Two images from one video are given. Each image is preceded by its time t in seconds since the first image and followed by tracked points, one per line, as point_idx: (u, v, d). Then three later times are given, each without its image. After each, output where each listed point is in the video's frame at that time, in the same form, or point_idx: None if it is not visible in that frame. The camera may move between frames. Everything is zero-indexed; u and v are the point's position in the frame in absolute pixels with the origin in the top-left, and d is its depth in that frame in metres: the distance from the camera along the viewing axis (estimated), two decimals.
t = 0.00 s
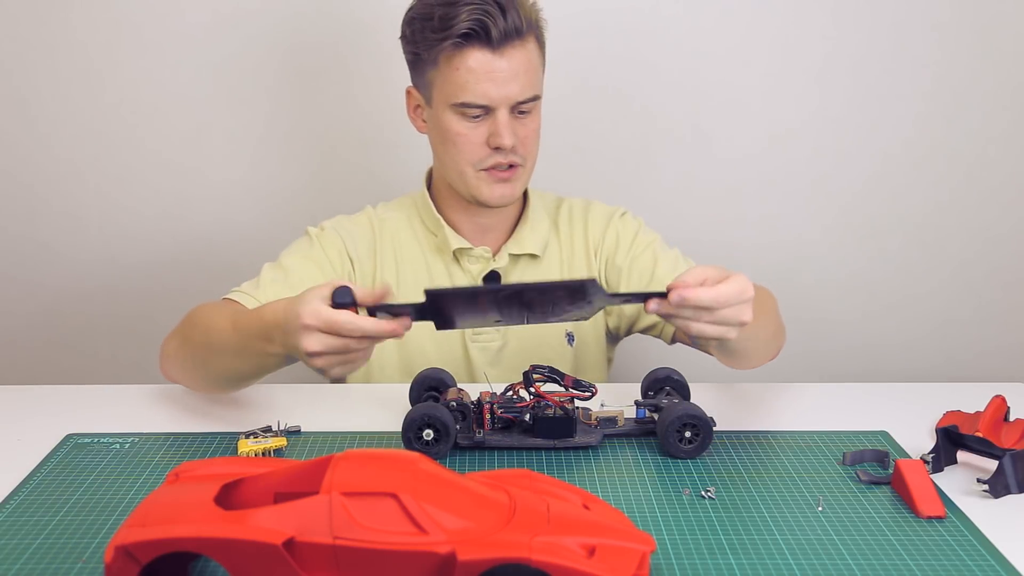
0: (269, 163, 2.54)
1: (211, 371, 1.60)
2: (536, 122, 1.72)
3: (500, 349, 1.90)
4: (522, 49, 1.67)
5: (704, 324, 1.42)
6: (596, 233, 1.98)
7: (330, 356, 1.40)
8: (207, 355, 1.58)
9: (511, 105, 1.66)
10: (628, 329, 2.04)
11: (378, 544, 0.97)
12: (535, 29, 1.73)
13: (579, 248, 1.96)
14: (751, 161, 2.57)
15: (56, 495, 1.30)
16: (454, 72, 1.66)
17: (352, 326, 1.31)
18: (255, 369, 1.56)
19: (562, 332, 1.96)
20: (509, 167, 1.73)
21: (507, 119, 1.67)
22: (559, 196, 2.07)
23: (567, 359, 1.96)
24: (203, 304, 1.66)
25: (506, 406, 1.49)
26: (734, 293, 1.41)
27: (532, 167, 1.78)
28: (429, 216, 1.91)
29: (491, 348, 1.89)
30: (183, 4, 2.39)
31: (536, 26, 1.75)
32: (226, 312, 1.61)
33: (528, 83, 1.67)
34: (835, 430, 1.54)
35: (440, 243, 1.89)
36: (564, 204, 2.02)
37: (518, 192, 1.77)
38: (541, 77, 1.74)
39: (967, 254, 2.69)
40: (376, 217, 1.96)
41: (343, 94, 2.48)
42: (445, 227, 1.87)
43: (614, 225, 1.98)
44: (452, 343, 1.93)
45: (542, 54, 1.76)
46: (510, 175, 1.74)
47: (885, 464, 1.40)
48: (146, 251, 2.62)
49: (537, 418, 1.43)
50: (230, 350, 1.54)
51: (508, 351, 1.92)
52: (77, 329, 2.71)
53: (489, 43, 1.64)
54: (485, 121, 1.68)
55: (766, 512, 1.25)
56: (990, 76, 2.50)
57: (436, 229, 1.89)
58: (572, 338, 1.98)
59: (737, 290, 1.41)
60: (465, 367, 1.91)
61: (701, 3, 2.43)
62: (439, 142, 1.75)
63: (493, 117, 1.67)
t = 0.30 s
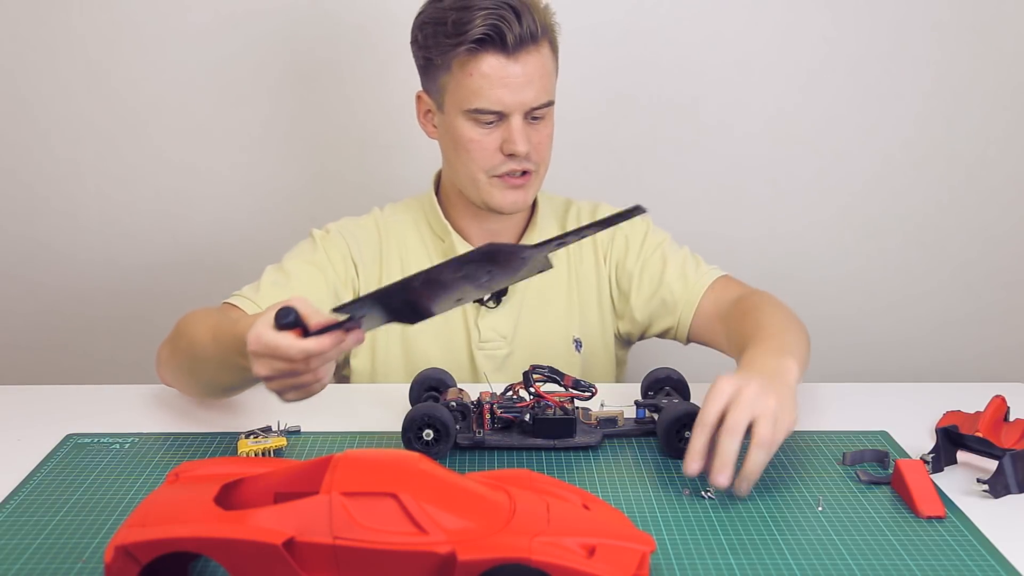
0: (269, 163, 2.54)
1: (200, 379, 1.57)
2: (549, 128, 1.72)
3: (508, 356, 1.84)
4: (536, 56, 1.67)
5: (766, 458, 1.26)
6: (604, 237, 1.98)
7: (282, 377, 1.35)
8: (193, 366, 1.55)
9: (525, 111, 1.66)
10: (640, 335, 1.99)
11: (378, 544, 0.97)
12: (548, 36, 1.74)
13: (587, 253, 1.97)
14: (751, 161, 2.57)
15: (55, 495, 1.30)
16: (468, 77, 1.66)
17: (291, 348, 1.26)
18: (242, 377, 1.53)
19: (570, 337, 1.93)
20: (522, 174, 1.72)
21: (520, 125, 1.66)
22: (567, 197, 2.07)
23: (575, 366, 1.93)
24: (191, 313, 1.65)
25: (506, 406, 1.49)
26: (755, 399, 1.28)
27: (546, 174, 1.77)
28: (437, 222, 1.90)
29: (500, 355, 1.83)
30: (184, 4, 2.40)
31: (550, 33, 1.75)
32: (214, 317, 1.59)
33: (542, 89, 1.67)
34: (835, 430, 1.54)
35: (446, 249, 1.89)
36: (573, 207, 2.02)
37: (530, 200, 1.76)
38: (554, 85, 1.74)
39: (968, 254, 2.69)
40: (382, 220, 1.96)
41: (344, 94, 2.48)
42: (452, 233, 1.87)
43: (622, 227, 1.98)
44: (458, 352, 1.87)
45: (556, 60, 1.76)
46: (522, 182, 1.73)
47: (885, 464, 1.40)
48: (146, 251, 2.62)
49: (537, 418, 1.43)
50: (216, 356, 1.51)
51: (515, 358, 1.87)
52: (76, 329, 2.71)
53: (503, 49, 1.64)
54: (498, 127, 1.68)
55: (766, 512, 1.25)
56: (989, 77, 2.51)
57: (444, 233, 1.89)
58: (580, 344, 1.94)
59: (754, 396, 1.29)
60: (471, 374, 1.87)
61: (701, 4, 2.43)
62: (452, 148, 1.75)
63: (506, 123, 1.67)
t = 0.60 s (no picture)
0: (269, 163, 2.54)
1: (201, 397, 1.55)
2: (550, 136, 1.71)
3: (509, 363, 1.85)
4: (537, 63, 1.67)
5: (743, 463, 1.28)
6: (608, 241, 1.97)
7: (296, 421, 1.36)
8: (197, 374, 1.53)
9: (525, 118, 1.66)
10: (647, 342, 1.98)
11: (377, 544, 0.97)
12: (553, 42, 1.73)
13: (591, 259, 1.96)
14: (752, 161, 2.57)
15: (55, 495, 1.30)
16: (469, 83, 1.67)
17: (317, 387, 1.28)
18: (249, 405, 1.51)
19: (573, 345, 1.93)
20: (521, 182, 1.72)
21: (520, 132, 1.66)
22: (570, 202, 2.06)
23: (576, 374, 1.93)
24: (203, 325, 1.64)
25: (506, 406, 1.50)
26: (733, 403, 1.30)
27: (546, 182, 1.76)
28: (442, 226, 1.90)
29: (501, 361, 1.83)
30: (184, 4, 2.40)
31: (554, 39, 1.74)
32: (227, 336, 1.58)
33: (543, 97, 1.66)
34: (835, 430, 1.54)
35: (451, 254, 1.89)
36: (576, 212, 2.02)
37: (530, 208, 1.76)
38: (558, 92, 1.74)
39: (968, 254, 2.69)
40: (386, 223, 1.95)
41: (344, 93, 2.49)
42: (455, 238, 1.87)
43: (625, 231, 1.97)
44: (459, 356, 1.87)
45: (560, 68, 1.75)
46: (522, 190, 1.73)
47: (885, 465, 1.40)
48: (146, 251, 2.62)
49: (537, 418, 1.44)
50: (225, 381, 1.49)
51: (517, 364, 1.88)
52: (75, 329, 2.71)
53: (504, 55, 1.64)
54: (498, 134, 1.68)
55: (766, 512, 1.25)
56: (989, 77, 2.51)
57: (448, 238, 1.89)
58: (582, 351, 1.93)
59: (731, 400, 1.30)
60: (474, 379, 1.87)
61: (700, 3, 2.43)
62: (452, 154, 1.75)
63: (507, 130, 1.67)
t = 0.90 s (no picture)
0: (269, 163, 2.54)
1: (207, 395, 1.56)
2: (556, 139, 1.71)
3: (509, 364, 1.84)
4: (543, 67, 1.66)
5: (801, 456, 1.31)
6: (610, 242, 1.97)
7: (324, 435, 1.36)
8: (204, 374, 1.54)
9: (531, 122, 1.66)
10: (655, 342, 1.99)
11: (377, 544, 0.97)
12: (557, 46, 1.73)
13: (593, 259, 1.96)
14: (752, 161, 2.57)
15: (56, 495, 1.30)
16: (475, 88, 1.66)
17: (357, 404, 1.29)
18: (256, 408, 1.51)
19: (573, 345, 1.92)
20: (527, 185, 1.72)
21: (526, 136, 1.66)
22: (572, 203, 2.07)
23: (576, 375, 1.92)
24: (212, 322, 1.66)
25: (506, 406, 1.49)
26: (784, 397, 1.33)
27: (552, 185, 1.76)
28: (442, 225, 1.90)
29: (501, 362, 1.83)
30: (184, 4, 2.40)
31: (559, 43, 1.74)
32: (234, 337, 1.59)
33: (549, 101, 1.66)
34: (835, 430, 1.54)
35: (451, 255, 1.89)
36: (578, 213, 2.02)
37: (535, 211, 1.76)
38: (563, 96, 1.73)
39: (968, 254, 2.69)
40: (388, 223, 1.96)
41: (344, 93, 2.49)
42: (457, 240, 1.86)
43: (630, 231, 1.97)
44: (458, 357, 1.87)
45: (565, 71, 1.75)
46: (528, 193, 1.73)
47: (885, 465, 1.40)
48: (145, 251, 2.62)
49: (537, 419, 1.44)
50: (238, 381, 1.50)
51: (517, 364, 1.88)
52: (75, 329, 2.71)
53: (510, 60, 1.64)
54: (505, 138, 1.68)
55: (766, 512, 1.25)
56: (989, 77, 2.51)
57: (449, 239, 1.89)
58: (583, 353, 1.93)
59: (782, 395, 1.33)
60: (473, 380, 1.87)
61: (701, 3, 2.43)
62: (457, 157, 1.75)
63: (512, 134, 1.66)
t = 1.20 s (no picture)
0: (269, 163, 2.54)
1: (220, 392, 1.56)
2: (558, 139, 1.71)
3: (513, 362, 1.85)
4: (546, 67, 1.67)
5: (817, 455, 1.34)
6: (613, 242, 1.97)
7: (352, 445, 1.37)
8: (218, 370, 1.54)
9: (533, 121, 1.66)
10: (653, 343, 1.99)
11: (378, 544, 0.97)
12: (559, 46, 1.73)
13: (596, 259, 1.96)
14: (752, 161, 2.57)
15: (55, 496, 1.30)
16: (478, 87, 1.67)
17: (401, 426, 1.30)
18: (273, 409, 1.50)
19: (575, 343, 1.92)
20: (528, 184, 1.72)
21: (528, 136, 1.66)
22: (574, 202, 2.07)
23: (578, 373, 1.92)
24: (230, 318, 1.65)
25: (506, 406, 1.48)
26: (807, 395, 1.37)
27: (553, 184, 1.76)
28: (446, 223, 1.90)
29: (505, 360, 1.83)
30: (183, 4, 2.40)
31: (561, 43, 1.74)
32: (250, 335, 1.59)
33: (551, 100, 1.66)
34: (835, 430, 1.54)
35: (457, 252, 1.89)
36: (580, 213, 2.02)
37: (536, 210, 1.76)
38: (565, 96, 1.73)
39: (968, 254, 2.69)
40: (393, 221, 1.96)
41: (344, 94, 2.49)
42: (461, 237, 1.86)
43: (633, 232, 1.97)
44: (463, 356, 1.87)
45: (567, 71, 1.75)
46: (529, 192, 1.73)
47: (885, 465, 1.40)
48: (145, 251, 2.62)
49: (537, 419, 1.43)
50: (258, 381, 1.49)
51: (520, 363, 1.88)
52: (75, 329, 2.71)
53: (513, 59, 1.64)
54: (508, 137, 1.67)
55: (766, 512, 1.25)
56: (988, 76, 2.51)
57: (453, 237, 1.89)
58: (585, 352, 1.93)
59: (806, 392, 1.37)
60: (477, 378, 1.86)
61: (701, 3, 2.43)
62: (460, 155, 1.75)
63: (515, 133, 1.67)
